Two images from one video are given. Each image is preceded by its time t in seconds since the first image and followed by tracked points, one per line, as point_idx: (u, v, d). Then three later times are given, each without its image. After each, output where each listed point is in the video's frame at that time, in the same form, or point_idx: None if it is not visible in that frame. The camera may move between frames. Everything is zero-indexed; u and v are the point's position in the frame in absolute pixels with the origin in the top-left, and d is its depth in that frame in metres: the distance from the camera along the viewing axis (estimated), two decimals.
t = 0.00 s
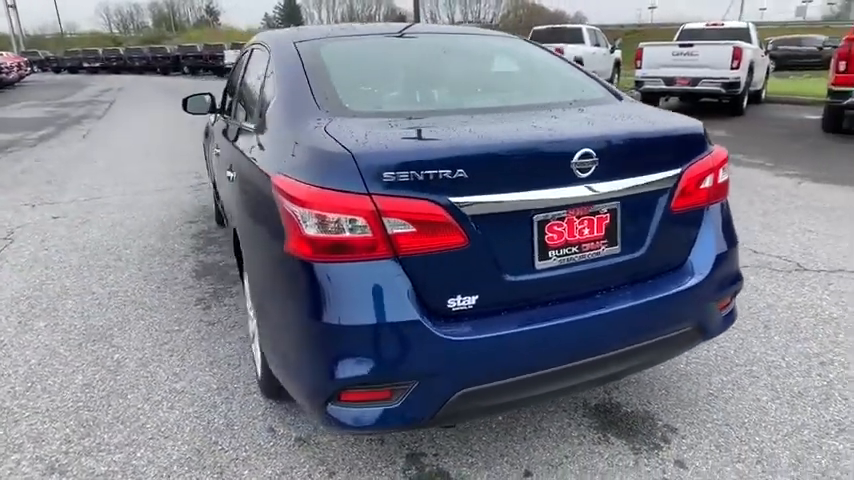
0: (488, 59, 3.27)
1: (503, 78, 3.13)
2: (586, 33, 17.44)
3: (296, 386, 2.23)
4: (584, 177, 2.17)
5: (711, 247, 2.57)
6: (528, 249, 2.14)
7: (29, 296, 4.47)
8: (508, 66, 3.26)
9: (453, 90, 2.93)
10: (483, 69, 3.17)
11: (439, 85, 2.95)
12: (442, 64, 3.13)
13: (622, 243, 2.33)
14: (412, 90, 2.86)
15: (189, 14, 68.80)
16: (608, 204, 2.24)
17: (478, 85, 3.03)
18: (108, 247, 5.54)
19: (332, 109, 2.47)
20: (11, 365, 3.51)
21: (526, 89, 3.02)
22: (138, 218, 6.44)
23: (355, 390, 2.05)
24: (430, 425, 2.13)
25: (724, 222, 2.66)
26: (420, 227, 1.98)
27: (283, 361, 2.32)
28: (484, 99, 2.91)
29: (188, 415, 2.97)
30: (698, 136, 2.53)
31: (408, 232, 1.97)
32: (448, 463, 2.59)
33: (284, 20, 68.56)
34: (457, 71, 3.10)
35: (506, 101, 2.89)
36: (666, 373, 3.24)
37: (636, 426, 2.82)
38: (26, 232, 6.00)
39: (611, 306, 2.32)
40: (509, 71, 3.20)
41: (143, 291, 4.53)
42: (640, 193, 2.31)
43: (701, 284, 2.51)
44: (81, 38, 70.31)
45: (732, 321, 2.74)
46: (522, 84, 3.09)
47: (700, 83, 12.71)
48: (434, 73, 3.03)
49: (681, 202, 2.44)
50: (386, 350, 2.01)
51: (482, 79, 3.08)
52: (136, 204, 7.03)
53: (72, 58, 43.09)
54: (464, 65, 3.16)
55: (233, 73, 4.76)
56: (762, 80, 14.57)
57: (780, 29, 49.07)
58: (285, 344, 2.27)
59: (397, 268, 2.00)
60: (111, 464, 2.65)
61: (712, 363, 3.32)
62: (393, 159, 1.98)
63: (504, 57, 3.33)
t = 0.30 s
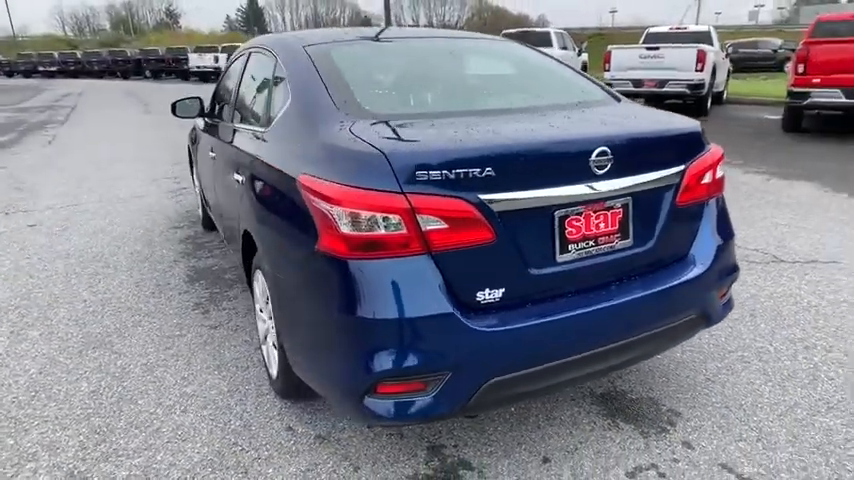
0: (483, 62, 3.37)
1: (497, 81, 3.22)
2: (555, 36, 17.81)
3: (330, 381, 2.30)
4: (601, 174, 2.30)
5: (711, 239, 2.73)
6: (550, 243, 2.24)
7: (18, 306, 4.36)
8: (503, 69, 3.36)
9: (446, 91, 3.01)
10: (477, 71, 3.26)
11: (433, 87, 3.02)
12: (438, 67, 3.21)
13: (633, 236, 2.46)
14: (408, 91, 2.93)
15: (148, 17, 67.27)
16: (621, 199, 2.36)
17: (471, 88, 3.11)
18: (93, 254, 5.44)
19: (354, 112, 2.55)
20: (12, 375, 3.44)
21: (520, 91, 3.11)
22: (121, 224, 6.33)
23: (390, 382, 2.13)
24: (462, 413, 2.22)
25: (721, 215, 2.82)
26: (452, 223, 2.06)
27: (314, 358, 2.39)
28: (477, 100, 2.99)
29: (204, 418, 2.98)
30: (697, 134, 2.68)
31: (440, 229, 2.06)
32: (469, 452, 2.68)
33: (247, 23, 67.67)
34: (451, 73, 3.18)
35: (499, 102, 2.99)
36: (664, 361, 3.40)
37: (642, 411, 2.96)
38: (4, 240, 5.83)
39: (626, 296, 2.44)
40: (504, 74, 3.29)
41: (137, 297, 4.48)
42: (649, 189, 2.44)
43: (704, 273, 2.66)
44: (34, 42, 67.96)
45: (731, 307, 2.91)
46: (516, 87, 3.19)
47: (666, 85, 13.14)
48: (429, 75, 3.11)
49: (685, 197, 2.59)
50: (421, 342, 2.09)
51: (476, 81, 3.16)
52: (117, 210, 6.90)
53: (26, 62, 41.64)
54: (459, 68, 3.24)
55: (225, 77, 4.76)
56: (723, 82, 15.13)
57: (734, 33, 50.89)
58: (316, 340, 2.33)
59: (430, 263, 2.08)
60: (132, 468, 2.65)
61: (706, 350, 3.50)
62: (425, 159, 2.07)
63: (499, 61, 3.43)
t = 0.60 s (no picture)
0: (479, 64, 3.42)
1: (491, 83, 3.27)
2: (528, 39, 18.05)
3: (353, 381, 2.33)
4: (613, 172, 2.37)
5: (711, 233, 2.83)
6: (566, 240, 2.30)
7: (5, 317, 4.25)
8: (499, 72, 3.41)
9: (439, 93, 3.05)
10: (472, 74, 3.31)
11: (426, 89, 3.06)
12: (432, 70, 3.25)
13: (641, 232, 2.54)
14: (408, 94, 2.97)
15: (111, 20, 65.75)
16: (631, 196, 2.44)
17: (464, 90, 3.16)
18: (79, 262, 5.32)
19: (371, 116, 2.61)
20: (7, 388, 3.36)
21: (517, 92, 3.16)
22: (103, 231, 6.19)
23: (417, 379, 2.17)
24: (486, 408, 2.28)
25: (720, 210, 2.92)
26: (474, 222, 2.12)
27: (334, 358, 2.41)
28: (476, 102, 3.05)
29: (213, 424, 2.95)
30: (696, 132, 2.78)
31: (463, 228, 2.11)
32: (484, 448, 2.72)
33: (214, 26, 66.69)
34: (445, 76, 3.22)
35: (490, 104, 3.03)
36: (663, 353, 3.50)
37: (647, 402, 3.05)
38: None
39: (636, 290, 2.51)
40: (499, 76, 3.35)
41: (130, 304, 4.40)
42: (656, 185, 2.53)
43: (707, 266, 2.76)
44: None
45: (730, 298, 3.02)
46: (512, 89, 3.24)
47: (639, 85, 13.44)
48: (427, 77, 3.15)
49: (688, 193, 2.69)
50: (446, 340, 2.14)
51: (472, 83, 3.22)
52: (97, 217, 6.76)
53: None
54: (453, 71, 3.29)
55: (216, 79, 4.74)
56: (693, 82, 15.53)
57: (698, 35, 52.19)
58: (337, 341, 2.36)
59: (454, 262, 2.13)
60: (146, 477, 2.61)
61: (701, 341, 3.61)
62: (447, 160, 2.13)
63: (495, 64, 3.48)
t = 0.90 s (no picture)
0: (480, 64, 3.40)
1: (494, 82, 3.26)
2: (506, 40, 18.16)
3: (381, 383, 2.29)
4: (635, 168, 2.39)
5: (724, 227, 2.86)
6: (591, 236, 2.30)
7: None
8: (503, 70, 3.40)
9: (447, 93, 3.04)
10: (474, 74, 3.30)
11: (433, 88, 3.06)
12: (434, 70, 3.24)
13: (661, 227, 2.55)
14: (416, 93, 2.96)
15: (78, 22, 64.20)
16: (651, 192, 2.45)
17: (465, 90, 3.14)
18: (66, 269, 5.15)
19: (387, 114, 2.59)
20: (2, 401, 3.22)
21: (523, 91, 3.16)
22: (88, 238, 6.02)
23: (449, 380, 2.15)
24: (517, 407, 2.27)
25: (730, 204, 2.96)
26: (504, 219, 2.11)
27: (359, 361, 2.37)
28: (485, 101, 3.04)
29: (226, 432, 2.88)
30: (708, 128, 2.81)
31: (493, 225, 2.10)
32: (506, 448, 2.71)
33: (185, 29, 65.60)
34: (451, 75, 3.22)
35: (491, 103, 3.02)
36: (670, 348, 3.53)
37: (660, 397, 3.07)
38: None
39: (657, 285, 2.53)
40: (504, 75, 3.34)
41: (125, 312, 4.27)
42: (674, 181, 2.54)
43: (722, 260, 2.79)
44: None
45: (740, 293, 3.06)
46: (518, 88, 3.24)
47: (618, 86, 13.61)
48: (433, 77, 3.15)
49: (703, 189, 2.71)
50: (478, 339, 2.12)
51: (478, 82, 3.22)
52: (80, 223, 6.56)
53: None
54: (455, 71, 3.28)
55: (210, 80, 4.66)
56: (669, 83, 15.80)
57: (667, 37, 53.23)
58: (363, 344, 2.32)
59: (485, 260, 2.12)
60: None
61: (706, 336, 3.66)
62: (476, 158, 2.11)
63: (498, 62, 3.48)
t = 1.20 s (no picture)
0: (484, 64, 3.38)
1: (500, 84, 3.24)
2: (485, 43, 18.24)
3: (410, 393, 2.25)
4: (659, 170, 2.39)
5: (736, 227, 2.90)
6: (618, 239, 2.30)
7: None
8: (509, 72, 3.39)
9: (456, 94, 3.01)
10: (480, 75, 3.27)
11: (443, 89, 3.03)
12: (440, 71, 3.21)
13: (680, 229, 2.57)
14: (427, 94, 2.93)
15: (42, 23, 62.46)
16: (673, 193, 2.46)
17: (472, 91, 3.11)
18: (52, 279, 4.97)
19: (408, 116, 2.56)
20: None
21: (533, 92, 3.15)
22: (72, 246, 5.82)
23: (483, 387, 2.13)
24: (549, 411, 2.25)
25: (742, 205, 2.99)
26: (536, 223, 2.08)
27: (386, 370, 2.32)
28: (496, 102, 3.02)
29: (238, 444, 2.80)
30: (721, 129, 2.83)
31: (525, 229, 2.08)
32: (527, 453, 2.68)
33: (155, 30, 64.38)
34: (458, 75, 3.19)
35: (501, 104, 2.99)
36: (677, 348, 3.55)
37: (674, 397, 3.08)
38: None
39: (679, 286, 2.54)
40: (511, 77, 3.33)
41: (119, 322, 4.14)
42: (693, 182, 2.56)
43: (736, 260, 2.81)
44: None
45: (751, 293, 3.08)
46: (527, 89, 3.22)
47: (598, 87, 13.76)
48: (441, 78, 3.12)
49: (718, 190, 2.73)
50: (512, 345, 2.10)
51: (485, 82, 3.20)
52: (62, 231, 6.34)
53: None
54: (461, 72, 3.25)
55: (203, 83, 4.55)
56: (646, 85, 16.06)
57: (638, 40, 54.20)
58: (390, 353, 2.27)
59: (517, 264, 2.09)
60: None
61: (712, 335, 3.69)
62: (508, 161, 2.09)
63: (503, 63, 3.46)
